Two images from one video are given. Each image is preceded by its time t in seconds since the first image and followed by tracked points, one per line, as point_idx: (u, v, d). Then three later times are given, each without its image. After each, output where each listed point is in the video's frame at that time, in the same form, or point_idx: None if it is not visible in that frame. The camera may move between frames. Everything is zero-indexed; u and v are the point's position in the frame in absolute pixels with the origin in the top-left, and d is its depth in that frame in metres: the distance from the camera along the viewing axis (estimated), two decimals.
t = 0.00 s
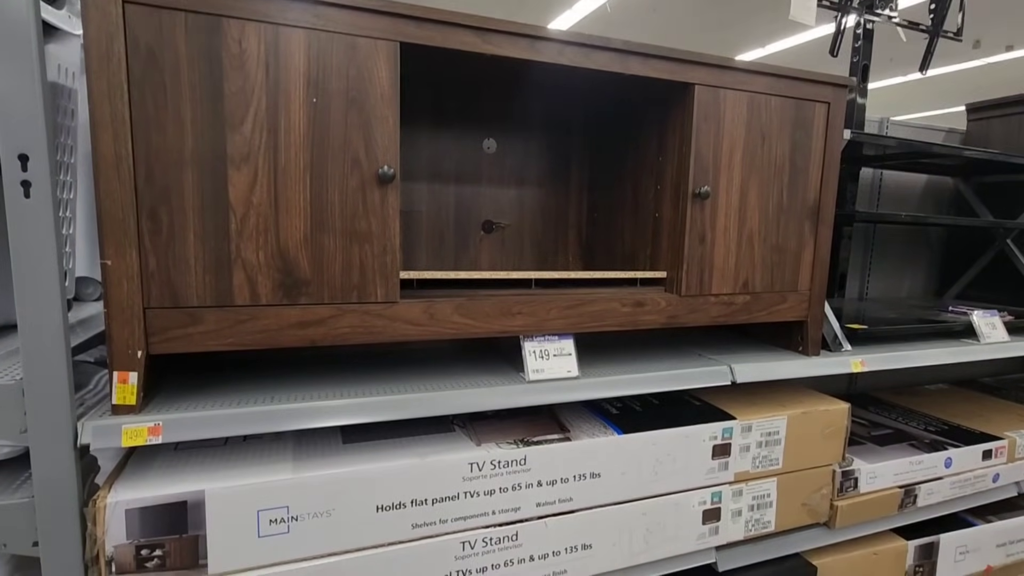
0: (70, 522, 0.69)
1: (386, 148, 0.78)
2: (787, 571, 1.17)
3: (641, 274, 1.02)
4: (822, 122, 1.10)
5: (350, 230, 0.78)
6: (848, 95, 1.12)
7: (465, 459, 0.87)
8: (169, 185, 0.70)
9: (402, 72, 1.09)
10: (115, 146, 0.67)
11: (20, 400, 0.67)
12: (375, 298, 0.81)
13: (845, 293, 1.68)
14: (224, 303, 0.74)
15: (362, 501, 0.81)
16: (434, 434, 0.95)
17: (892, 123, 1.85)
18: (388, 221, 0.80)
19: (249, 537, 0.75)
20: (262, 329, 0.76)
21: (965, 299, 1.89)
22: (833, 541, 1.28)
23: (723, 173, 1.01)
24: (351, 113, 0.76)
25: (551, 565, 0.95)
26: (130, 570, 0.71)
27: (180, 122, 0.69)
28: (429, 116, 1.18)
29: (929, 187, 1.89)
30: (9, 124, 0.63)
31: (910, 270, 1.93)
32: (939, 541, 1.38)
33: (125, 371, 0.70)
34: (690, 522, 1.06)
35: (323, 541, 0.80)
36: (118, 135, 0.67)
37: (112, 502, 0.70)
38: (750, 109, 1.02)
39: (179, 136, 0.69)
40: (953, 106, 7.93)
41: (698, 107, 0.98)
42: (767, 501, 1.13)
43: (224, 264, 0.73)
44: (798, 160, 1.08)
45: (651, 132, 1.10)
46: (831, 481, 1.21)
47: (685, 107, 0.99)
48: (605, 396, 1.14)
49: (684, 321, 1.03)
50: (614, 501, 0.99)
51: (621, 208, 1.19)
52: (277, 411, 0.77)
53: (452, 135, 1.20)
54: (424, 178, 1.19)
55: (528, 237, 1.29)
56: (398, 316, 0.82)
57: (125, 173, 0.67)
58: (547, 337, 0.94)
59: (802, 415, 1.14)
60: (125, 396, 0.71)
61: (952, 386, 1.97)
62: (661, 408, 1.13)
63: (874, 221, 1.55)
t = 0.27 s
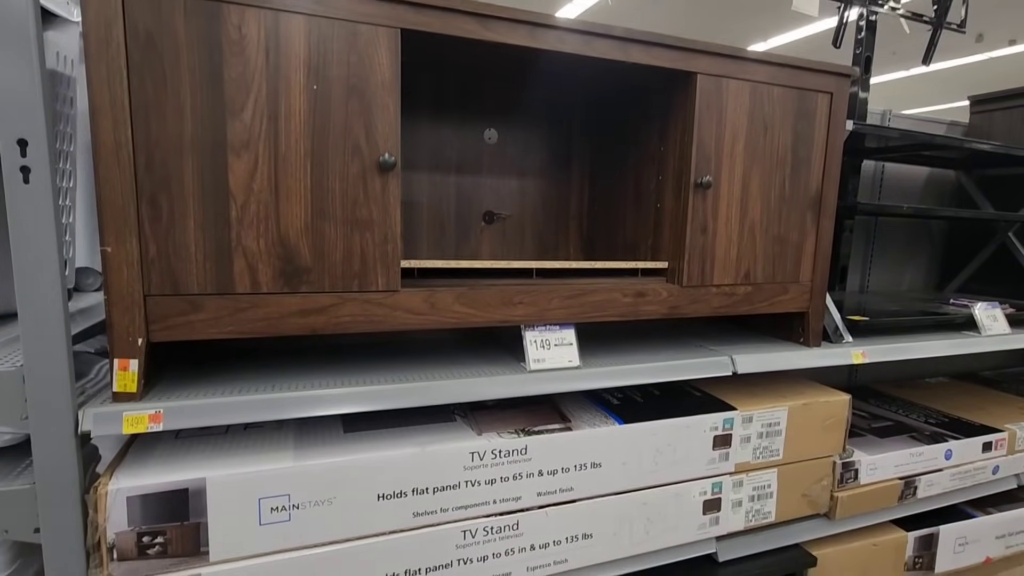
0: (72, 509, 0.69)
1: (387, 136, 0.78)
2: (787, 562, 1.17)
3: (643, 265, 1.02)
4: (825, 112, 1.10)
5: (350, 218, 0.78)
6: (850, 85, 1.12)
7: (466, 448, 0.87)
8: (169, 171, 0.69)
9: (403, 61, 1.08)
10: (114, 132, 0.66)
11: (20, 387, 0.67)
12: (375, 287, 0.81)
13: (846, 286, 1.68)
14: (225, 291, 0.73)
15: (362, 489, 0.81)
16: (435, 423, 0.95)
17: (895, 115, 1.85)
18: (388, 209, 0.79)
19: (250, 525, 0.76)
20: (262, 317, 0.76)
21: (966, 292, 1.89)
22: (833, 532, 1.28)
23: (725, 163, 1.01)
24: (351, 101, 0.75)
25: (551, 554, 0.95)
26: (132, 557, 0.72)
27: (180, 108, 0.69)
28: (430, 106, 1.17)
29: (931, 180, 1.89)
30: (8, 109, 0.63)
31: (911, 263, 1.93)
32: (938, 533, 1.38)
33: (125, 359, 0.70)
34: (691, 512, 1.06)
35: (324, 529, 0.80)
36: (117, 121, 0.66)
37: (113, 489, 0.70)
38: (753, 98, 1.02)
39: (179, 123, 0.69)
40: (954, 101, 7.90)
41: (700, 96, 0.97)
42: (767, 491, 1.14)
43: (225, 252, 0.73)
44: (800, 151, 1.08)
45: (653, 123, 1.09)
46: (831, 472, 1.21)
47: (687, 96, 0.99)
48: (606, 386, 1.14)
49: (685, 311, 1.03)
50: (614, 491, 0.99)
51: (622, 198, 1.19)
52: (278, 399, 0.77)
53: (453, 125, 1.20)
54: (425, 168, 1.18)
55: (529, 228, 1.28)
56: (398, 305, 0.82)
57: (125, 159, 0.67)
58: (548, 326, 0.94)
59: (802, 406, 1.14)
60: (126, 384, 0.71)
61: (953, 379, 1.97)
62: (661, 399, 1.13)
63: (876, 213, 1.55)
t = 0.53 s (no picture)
0: (72, 485, 0.70)
1: (387, 114, 0.77)
2: (785, 545, 1.18)
3: (644, 247, 1.01)
4: (829, 94, 1.08)
5: (350, 196, 0.77)
6: (856, 66, 1.10)
7: (466, 429, 0.87)
8: (167, 147, 0.68)
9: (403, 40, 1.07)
10: (111, 107, 0.66)
11: (19, 363, 0.67)
12: (375, 266, 0.80)
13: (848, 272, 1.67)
14: (224, 269, 0.73)
15: (362, 469, 0.81)
16: (435, 404, 0.95)
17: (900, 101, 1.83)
18: (389, 188, 0.79)
19: (251, 503, 0.76)
20: (262, 295, 0.75)
21: (968, 279, 1.88)
22: (831, 516, 1.28)
23: (728, 145, 1.00)
24: (351, 77, 0.74)
25: (550, 535, 0.96)
26: (133, 533, 0.72)
27: (178, 83, 0.68)
28: (430, 86, 1.16)
29: (935, 166, 1.87)
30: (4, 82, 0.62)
31: (913, 250, 1.92)
32: (936, 517, 1.39)
33: (124, 336, 0.70)
34: (690, 495, 1.07)
35: (324, 508, 0.80)
36: (114, 96, 0.66)
37: (114, 466, 0.70)
38: (757, 79, 1.01)
39: (177, 98, 0.68)
40: (959, 90, 7.84)
41: (704, 76, 0.96)
42: (766, 475, 1.14)
43: (224, 229, 0.72)
44: (804, 133, 1.07)
45: (656, 104, 1.08)
46: (830, 456, 1.22)
47: (691, 76, 0.98)
48: (606, 369, 1.14)
49: (686, 294, 1.02)
50: (614, 473, 0.99)
51: (624, 181, 1.18)
52: (278, 378, 0.76)
53: (453, 106, 1.19)
54: (425, 150, 1.17)
55: (529, 211, 1.28)
56: (398, 285, 0.81)
57: (122, 135, 0.66)
58: (549, 308, 0.94)
59: (803, 390, 1.14)
60: (125, 361, 0.71)
61: (953, 366, 1.97)
62: (661, 382, 1.13)
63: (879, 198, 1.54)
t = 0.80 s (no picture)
0: (74, 456, 0.70)
1: (386, 86, 0.75)
2: (782, 523, 1.19)
3: (646, 225, 1.00)
4: (836, 71, 1.07)
5: (349, 170, 0.76)
6: (863, 42, 1.08)
7: (466, 405, 0.87)
8: (163, 117, 0.68)
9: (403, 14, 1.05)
10: (106, 76, 0.64)
11: (18, 334, 0.67)
12: (375, 242, 0.79)
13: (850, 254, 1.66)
14: (222, 243, 0.73)
15: (362, 444, 0.82)
16: (434, 381, 0.95)
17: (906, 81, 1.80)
18: (388, 162, 0.78)
19: (252, 476, 0.76)
20: (261, 270, 0.75)
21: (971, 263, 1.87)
22: (828, 496, 1.29)
23: (732, 122, 0.99)
24: (350, 48, 0.73)
25: (549, 511, 0.96)
26: (135, 505, 0.72)
27: (173, 52, 0.67)
28: (430, 62, 1.14)
29: (941, 148, 1.85)
30: None
31: (916, 233, 1.91)
32: (933, 499, 1.40)
33: (123, 309, 0.69)
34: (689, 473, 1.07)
35: (324, 482, 0.81)
36: (109, 65, 0.64)
37: (114, 438, 0.70)
38: (763, 54, 0.99)
39: (172, 68, 0.67)
40: (966, 75, 7.75)
41: (709, 51, 0.94)
42: (765, 454, 1.14)
43: (222, 202, 0.71)
44: (810, 111, 1.06)
45: (660, 80, 1.06)
46: (829, 437, 1.22)
47: (695, 51, 0.96)
48: (606, 348, 1.13)
49: (688, 273, 1.02)
50: (613, 451, 1.00)
51: (626, 159, 1.17)
52: (277, 353, 0.76)
53: (454, 82, 1.17)
54: (426, 126, 1.16)
55: (530, 190, 1.27)
56: (398, 261, 0.81)
57: (118, 104, 0.65)
58: (549, 286, 0.93)
59: (803, 371, 1.14)
60: (123, 334, 0.70)
61: (954, 350, 1.97)
62: (661, 361, 1.13)
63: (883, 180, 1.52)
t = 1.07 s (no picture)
0: (74, 425, 0.70)
1: (385, 53, 0.74)
2: (779, 500, 1.20)
3: (648, 201, 0.99)
4: (845, 45, 1.05)
5: (348, 140, 0.75)
6: (874, 15, 1.06)
7: (465, 379, 0.87)
8: (158, 84, 0.66)
9: None
10: (99, 40, 0.63)
11: (16, 303, 0.67)
12: (374, 214, 0.79)
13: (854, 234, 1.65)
14: (220, 213, 0.72)
15: (362, 416, 0.82)
16: (434, 355, 0.95)
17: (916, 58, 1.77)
18: (388, 132, 0.76)
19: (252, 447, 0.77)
20: (259, 241, 0.74)
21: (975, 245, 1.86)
22: (825, 474, 1.30)
23: (738, 95, 0.97)
24: (348, 14, 0.71)
25: (548, 486, 0.97)
26: (136, 473, 0.73)
27: (168, 16, 0.65)
28: (431, 33, 1.12)
29: (949, 128, 1.82)
30: None
31: (921, 214, 1.89)
32: (929, 478, 1.41)
33: (121, 278, 0.69)
34: (687, 449, 1.08)
35: (324, 454, 0.81)
36: (102, 28, 0.63)
37: (115, 407, 0.71)
38: (771, 26, 0.97)
39: (166, 32, 0.65)
40: (977, 56, 7.63)
41: (716, 22, 0.92)
42: (763, 432, 1.15)
43: (219, 171, 0.71)
44: (817, 85, 1.04)
45: (665, 53, 1.04)
46: (828, 415, 1.22)
47: (702, 22, 0.94)
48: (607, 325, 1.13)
49: (690, 250, 1.01)
50: (612, 426, 1.00)
51: (629, 134, 1.15)
52: (276, 324, 0.76)
53: (455, 54, 1.15)
54: (426, 99, 1.14)
55: (532, 165, 1.25)
56: (397, 233, 0.80)
57: (112, 69, 0.64)
58: (550, 261, 0.93)
59: (804, 349, 1.14)
60: (122, 304, 0.70)
61: (955, 332, 1.96)
62: (662, 338, 1.13)
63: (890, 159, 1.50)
